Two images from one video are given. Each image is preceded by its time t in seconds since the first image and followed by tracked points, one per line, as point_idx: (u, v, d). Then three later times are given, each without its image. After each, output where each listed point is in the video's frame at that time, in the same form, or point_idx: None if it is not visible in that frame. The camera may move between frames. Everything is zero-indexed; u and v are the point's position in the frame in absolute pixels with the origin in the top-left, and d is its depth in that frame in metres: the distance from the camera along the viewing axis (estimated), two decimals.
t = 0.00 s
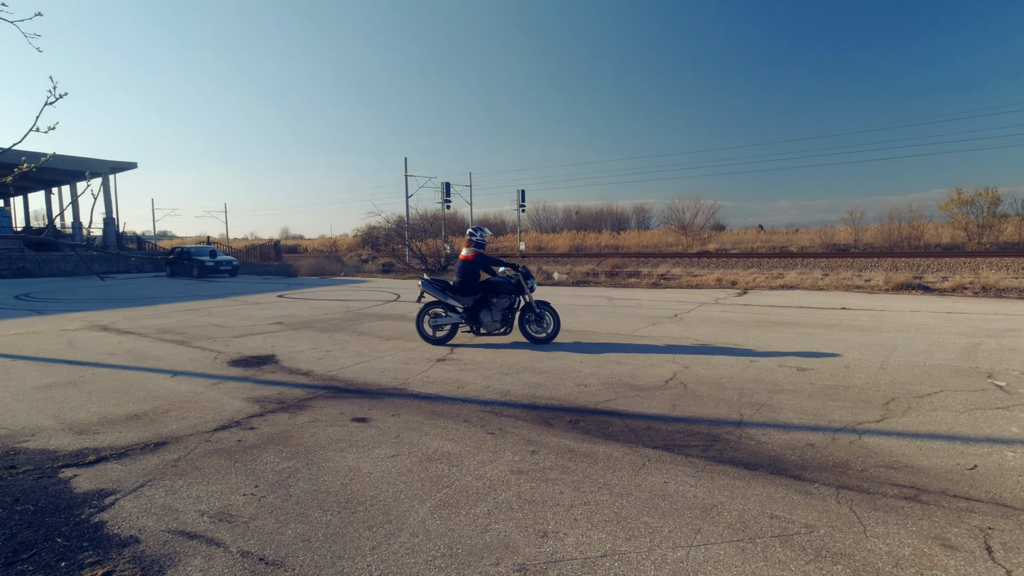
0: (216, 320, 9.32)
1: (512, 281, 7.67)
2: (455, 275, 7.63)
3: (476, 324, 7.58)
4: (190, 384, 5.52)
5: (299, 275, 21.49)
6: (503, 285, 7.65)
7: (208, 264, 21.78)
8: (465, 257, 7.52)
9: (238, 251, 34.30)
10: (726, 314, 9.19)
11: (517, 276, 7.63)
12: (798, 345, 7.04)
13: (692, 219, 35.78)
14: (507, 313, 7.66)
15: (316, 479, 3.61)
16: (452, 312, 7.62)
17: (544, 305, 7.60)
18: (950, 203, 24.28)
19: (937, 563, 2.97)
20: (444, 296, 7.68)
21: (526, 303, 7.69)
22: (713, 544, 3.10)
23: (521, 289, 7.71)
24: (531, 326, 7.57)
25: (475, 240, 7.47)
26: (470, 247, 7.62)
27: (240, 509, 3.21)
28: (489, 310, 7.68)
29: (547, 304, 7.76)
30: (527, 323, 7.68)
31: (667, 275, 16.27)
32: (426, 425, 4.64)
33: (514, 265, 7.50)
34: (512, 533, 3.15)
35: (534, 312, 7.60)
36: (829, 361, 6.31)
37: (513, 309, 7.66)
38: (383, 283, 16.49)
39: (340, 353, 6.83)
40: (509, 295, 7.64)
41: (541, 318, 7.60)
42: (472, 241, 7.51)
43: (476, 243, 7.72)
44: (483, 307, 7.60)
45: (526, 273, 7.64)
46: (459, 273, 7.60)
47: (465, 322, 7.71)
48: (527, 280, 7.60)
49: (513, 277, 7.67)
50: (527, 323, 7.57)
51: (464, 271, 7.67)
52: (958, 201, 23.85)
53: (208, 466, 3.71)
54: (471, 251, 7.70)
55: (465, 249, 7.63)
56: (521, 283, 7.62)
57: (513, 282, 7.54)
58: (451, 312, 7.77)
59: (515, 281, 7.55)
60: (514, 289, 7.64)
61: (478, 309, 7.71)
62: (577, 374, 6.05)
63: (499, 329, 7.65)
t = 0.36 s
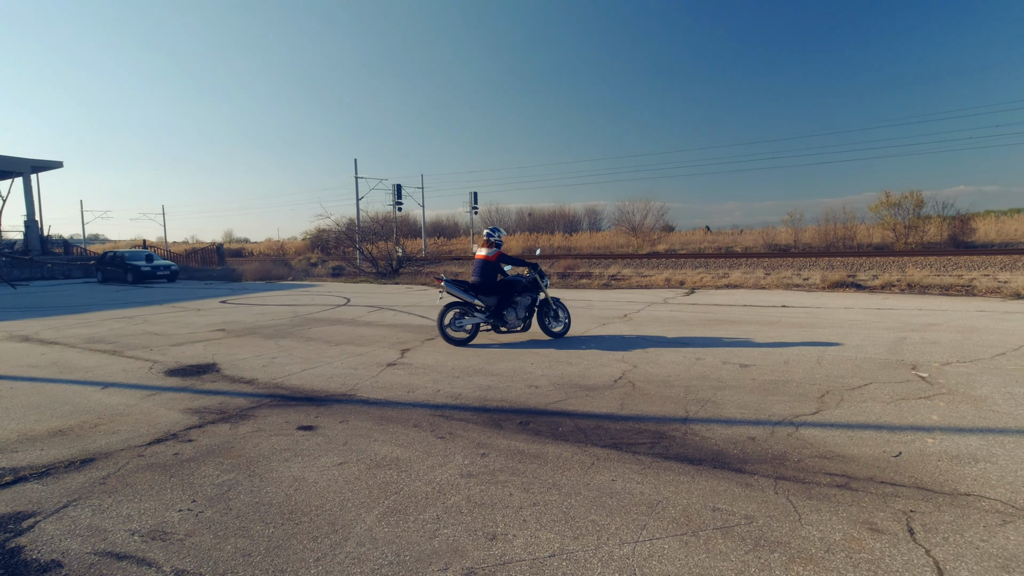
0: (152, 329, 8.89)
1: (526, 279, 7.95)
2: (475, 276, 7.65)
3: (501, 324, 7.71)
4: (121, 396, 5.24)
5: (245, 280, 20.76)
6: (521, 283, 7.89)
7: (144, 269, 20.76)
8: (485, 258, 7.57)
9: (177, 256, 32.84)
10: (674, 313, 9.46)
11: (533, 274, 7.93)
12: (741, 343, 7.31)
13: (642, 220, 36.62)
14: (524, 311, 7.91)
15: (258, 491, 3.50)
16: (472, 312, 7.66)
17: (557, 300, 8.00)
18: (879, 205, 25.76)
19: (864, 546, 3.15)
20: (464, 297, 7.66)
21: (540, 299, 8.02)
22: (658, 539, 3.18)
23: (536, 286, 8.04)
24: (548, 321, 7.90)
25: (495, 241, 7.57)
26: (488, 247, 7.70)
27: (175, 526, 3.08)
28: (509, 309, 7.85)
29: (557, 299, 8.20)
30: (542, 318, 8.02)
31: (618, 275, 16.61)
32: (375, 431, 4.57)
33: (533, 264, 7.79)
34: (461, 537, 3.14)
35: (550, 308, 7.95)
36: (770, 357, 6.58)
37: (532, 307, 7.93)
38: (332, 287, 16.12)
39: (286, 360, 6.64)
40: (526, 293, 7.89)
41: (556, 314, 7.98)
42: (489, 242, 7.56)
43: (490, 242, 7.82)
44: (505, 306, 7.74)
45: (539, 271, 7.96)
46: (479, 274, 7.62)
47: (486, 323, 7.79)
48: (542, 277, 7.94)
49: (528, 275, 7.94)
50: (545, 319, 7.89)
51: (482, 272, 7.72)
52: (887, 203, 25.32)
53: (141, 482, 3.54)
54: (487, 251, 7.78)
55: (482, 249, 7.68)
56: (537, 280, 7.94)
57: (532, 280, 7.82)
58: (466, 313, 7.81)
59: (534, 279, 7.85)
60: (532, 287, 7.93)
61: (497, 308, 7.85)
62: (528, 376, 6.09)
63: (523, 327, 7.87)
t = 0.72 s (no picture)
0: (93, 339, 8.47)
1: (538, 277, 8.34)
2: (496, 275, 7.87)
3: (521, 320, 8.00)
4: (58, 411, 4.98)
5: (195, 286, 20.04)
6: (534, 281, 8.28)
7: (84, 276, 19.78)
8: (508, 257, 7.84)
9: (121, 262, 31.42)
10: (632, 314, 9.61)
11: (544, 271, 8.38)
12: (696, 341, 7.49)
13: (601, 222, 37.13)
14: (536, 307, 8.28)
15: (207, 505, 3.37)
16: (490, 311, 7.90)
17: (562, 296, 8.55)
18: (825, 206, 26.84)
19: (811, 535, 3.27)
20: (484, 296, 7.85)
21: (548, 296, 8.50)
22: (616, 536, 3.23)
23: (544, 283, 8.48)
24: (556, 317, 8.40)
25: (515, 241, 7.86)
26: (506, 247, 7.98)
27: (116, 546, 2.94)
28: (525, 306, 8.17)
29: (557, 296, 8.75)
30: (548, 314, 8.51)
31: (578, 277, 16.77)
32: (332, 438, 4.48)
33: (545, 262, 8.20)
34: (419, 544, 3.11)
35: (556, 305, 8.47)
36: (724, 355, 6.78)
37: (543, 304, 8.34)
38: (287, 293, 15.71)
39: (238, 368, 6.44)
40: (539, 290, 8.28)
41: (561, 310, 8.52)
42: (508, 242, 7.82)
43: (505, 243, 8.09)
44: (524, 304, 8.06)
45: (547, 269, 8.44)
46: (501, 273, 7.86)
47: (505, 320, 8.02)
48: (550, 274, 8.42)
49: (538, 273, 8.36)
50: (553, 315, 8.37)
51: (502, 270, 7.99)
52: (833, 204, 26.41)
53: (79, 500, 3.36)
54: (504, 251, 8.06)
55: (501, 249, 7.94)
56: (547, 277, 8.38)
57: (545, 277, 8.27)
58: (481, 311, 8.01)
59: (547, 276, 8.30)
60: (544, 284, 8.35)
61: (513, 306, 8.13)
62: (488, 379, 6.08)
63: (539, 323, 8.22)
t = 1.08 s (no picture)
0: (33, 352, 8.05)
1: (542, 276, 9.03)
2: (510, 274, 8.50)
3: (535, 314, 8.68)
4: None
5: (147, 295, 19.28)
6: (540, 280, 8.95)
7: (24, 286, 18.79)
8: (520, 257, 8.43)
9: (65, 270, 29.98)
10: (596, 316, 9.71)
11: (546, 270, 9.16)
12: (658, 341, 7.63)
13: (566, 225, 37.43)
14: (540, 303, 9.01)
15: (158, 523, 3.25)
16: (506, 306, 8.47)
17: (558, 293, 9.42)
18: (780, 208, 27.72)
19: (766, 529, 3.36)
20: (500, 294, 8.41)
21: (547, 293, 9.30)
22: (578, 538, 3.25)
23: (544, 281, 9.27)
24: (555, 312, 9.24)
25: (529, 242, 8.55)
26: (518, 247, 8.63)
27: (58, 570, 2.80)
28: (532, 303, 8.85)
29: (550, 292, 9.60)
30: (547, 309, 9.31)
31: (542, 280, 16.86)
32: (291, 449, 4.38)
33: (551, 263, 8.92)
34: (380, 554, 3.06)
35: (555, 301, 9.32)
36: (684, 354, 6.92)
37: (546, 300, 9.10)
38: (245, 300, 15.27)
39: (191, 379, 6.22)
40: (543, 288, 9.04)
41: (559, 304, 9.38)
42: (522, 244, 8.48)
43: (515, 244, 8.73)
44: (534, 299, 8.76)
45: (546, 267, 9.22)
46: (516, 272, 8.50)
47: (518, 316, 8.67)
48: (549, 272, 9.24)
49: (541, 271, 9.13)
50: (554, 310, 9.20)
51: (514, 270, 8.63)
52: (787, 206, 27.30)
53: (17, 524, 3.19)
54: (515, 252, 8.70)
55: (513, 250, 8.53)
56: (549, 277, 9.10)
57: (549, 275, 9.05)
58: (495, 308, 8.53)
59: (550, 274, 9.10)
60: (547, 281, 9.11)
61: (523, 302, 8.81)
62: (451, 384, 6.05)
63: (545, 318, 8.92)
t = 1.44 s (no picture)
0: None
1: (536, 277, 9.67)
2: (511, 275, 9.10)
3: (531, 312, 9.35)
4: None
5: (88, 305, 18.35)
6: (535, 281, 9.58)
7: None
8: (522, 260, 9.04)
9: None
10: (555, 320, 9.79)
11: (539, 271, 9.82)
12: (616, 345, 7.75)
13: (526, 230, 37.65)
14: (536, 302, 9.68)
15: (96, 546, 3.10)
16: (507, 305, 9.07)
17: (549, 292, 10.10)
18: (733, 213, 28.61)
19: (719, 527, 3.46)
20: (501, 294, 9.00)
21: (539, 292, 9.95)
22: (536, 543, 3.26)
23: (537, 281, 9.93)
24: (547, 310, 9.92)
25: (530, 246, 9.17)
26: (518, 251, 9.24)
27: None
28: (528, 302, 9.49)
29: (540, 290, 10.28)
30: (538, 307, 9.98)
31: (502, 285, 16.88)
32: (242, 463, 4.24)
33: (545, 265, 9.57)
34: (335, 567, 3.00)
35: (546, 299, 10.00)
36: (641, 357, 7.05)
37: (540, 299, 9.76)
38: (194, 309, 14.73)
39: (135, 393, 5.96)
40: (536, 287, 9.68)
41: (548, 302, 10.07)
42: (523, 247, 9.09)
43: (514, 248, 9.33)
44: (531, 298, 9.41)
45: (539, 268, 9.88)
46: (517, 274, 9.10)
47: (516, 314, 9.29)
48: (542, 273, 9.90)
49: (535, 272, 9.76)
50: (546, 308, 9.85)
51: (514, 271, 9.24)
52: (740, 211, 28.23)
53: None
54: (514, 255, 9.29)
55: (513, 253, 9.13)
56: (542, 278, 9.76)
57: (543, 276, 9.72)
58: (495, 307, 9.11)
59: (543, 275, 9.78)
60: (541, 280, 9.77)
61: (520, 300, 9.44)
62: (410, 392, 5.99)
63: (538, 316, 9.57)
